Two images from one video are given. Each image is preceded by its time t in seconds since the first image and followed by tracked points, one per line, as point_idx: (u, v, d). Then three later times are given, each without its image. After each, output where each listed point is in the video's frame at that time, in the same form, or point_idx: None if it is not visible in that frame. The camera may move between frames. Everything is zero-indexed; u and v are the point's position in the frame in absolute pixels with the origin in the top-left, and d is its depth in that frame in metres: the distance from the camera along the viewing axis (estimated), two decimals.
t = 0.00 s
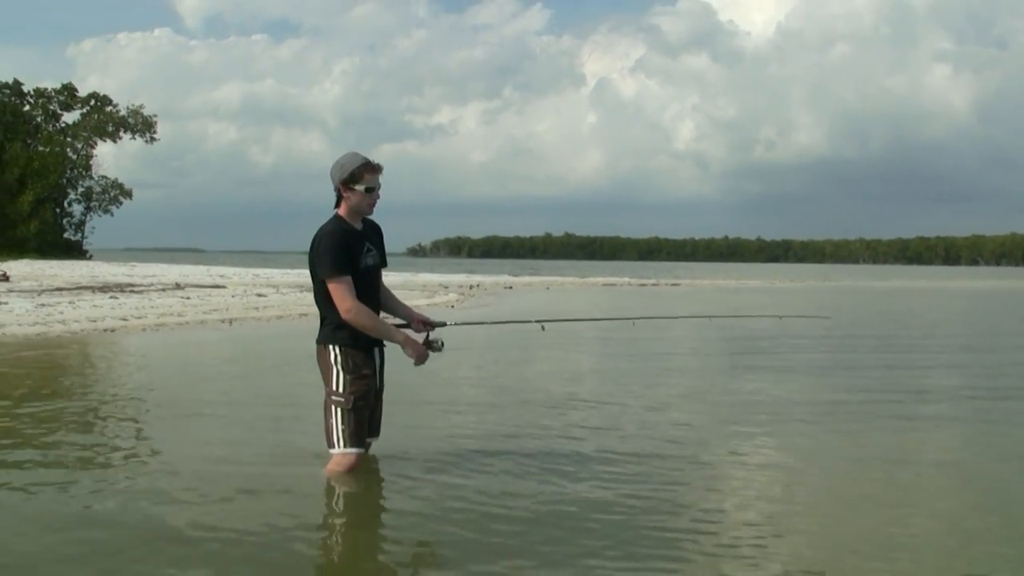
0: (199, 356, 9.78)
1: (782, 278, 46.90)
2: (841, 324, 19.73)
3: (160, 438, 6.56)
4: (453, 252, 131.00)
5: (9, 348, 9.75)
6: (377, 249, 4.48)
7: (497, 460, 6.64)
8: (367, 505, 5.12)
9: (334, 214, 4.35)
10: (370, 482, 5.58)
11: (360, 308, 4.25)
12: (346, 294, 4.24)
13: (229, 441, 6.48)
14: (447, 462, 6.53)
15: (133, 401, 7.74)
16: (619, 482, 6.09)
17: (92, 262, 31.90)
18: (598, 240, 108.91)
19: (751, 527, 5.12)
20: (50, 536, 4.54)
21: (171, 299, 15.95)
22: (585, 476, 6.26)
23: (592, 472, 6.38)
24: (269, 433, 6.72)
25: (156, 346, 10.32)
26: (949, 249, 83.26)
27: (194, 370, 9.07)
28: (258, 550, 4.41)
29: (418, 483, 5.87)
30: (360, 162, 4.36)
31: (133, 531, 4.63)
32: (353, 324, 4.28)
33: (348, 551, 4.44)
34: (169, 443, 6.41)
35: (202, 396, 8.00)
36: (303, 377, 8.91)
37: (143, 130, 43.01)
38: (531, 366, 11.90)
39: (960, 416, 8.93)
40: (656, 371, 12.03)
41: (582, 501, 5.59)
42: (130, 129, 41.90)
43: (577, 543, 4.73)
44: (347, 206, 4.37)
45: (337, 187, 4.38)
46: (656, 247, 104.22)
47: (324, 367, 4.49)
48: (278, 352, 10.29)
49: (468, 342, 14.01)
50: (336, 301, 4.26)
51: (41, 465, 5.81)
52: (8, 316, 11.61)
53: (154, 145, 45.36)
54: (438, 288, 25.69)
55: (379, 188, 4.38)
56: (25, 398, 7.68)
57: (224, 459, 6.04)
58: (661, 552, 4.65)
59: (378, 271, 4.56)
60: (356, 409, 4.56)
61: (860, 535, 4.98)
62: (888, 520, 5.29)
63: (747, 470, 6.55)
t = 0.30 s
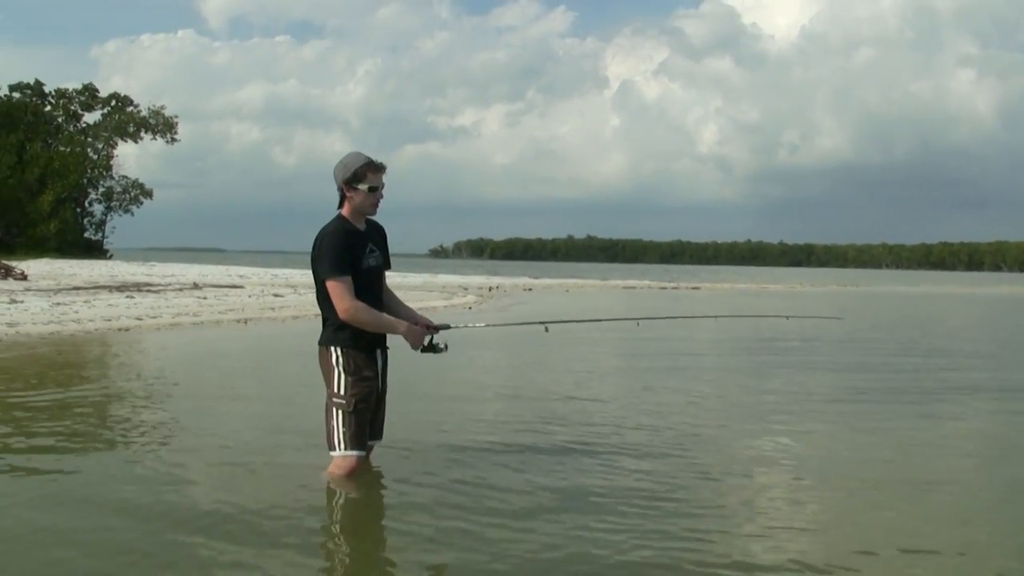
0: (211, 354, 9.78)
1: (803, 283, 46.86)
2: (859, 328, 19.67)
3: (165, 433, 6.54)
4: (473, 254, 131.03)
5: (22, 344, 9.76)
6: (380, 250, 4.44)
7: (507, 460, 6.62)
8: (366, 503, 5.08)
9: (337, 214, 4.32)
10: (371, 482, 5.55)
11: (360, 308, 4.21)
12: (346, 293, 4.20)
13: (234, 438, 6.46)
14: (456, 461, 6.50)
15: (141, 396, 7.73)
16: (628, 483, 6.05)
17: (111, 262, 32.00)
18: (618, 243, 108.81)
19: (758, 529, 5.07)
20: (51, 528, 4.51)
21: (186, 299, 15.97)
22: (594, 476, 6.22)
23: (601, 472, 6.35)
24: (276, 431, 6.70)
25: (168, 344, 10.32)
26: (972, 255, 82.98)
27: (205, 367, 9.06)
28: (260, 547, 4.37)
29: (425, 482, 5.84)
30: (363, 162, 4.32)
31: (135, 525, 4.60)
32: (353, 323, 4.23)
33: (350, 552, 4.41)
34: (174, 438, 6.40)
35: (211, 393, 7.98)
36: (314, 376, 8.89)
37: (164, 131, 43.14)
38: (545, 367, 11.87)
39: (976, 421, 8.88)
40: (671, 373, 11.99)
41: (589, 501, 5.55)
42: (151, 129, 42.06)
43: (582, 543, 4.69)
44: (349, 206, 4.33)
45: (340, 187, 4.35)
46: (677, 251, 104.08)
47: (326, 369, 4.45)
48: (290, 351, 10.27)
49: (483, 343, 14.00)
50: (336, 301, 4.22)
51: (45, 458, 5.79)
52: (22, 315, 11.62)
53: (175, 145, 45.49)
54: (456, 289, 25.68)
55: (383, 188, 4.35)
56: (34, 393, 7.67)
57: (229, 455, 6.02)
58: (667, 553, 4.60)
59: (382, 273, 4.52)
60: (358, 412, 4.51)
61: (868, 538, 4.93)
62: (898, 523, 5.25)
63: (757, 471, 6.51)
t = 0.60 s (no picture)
0: (217, 352, 9.77)
1: (819, 287, 46.76)
2: (873, 333, 19.60)
3: (165, 430, 6.51)
4: (488, 255, 131.12)
5: (28, 341, 9.76)
6: (378, 250, 4.41)
7: (511, 461, 6.58)
8: (363, 503, 5.05)
9: (335, 214, 4.28)
10: (370, 482, 5.51)
11: (362, 306, 4.17)
12: (348, 292, 4.16)
13: (234, 436, 6.43)
14: (459, 462, 6.47)
15: (144, 392, 7.71)
16: (632, 486, 6.02)
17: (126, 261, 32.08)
18: (633, 245, 108.81)
19: (761, 534, 5.03)
20: (47, 528, 4.48)
21: (196, 297, 15.97)
22: (598, 479, 6.18)
23: (604, 475, 6.31)
24: (278, 429, 6.67)
25: (175, 341, 10.31)
26: (988, 261, 82.71)
27: (210, 364, 9.04)
28: (257, 548, 4.34)
29: (427, 483, 5.81)
30: (361, 160, 4.30)
31: (132, 525, 4.57)
32: (355, 323, 4.20)
33: (346, 551, 4.38)
34: (175, 436, 6.37)
35: (215, 390, 7.96)
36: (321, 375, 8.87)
37: (179, 130, 43.24)
38: (554, 369, 11.84)
39: (985, 427, 8.82)
40: (680, 375, 11.95)
41: (592, 504, 5.51)
42: (166, 128, 42.18)
43: (582, 548, 4.66)
44: (348, 205, 4.30)
45: (338, 187, 4.32)
46: (693, 254, 103.93)
47: (324, 369, 4.40)
48: (299, 350, 10.26)
49: (492, 343, 13.97)
50: (337, 300, 4.18)
51: (44, 456, 5.77)
52: (32, 312, 11.63)
53: (190, 144, 45.60)
54: (469, 290, 25.66)
55: (381, 186, 4.32)
56: (40, 388, 7.67)
57: (230, 454, 6.00)
58: (668, 559, 4.56)
59: (380, 273, 4.48)
60: (357, 412, 4.46)
61: (872, 546, 4.88)
62: (904, 530, 5.20)
63: (763, 477, 6.47)
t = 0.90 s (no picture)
0: (222, 352, 9.76)
1: (832, 285, 46.63)
2: (884, 330, 19.52)
3: (167, 430, 6.50)
4: (501, 254, 131.25)
5: (32, 341, 9.77)
6: (377, 249, 4.38)
7: (515, 458, 6.55)
8: (361, 502, 5.02)
9: (334, 211, 4.26)
10: (370, 482, 5.49)
11: (360, 305, 4.13)
12: (346, 289, 4.13)
13: (235, 436, 6.41)
14: (463, 460, 6.44)
15: (146, 393, 7.69)
16: (636, 484, 5.98)
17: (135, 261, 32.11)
18: (644, 244, 108.78)
19: (766, 531, 4.99)
20: (45, 528, 4.47)
21: (203, 297, 15.97)
22: (602, 476, 6.15)
23: (608, 472, 6.28)
24: (280, 429, 6.65)
25: (179, 341, 10.31)
26: (1001, 258, 82.52)
27: (215, 364, 9.03)
28: (255, 548, 4.31)
29: (430, 480, 5.78)
30: (361, 157, 4.28)
31: (131, 525, 4.55)
32: (352, 321, 4.16)
33: (343, 551, 4.35)
34: (175, 437, 6.35)
35: (218, 390, 7.94)
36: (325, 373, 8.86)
37: (189, 131, 43.30)
38: (562, 366, 11.81)
39: (994, 424, 8.78)
40: (687, 372, 11.92)
41: (595, 502, 5.48)
42: (175, 129, 42.26)
43: (584, 546, 4.62)
44: (347, 202, 4.28)
45: (337, 184, 4.30)
46: (705, 252, 103.79)
47: (321, 369, 4.37)
48: (304, 348, 10.24)
49: (500, 341, 13.94)
50: (335, 298, 4.14)
51: (44, 458, 5.76)
52: (38, 313, 11.64)
53: (200, 144, 45.63)
54: (479, 290, 25.64)
55: (381, 183, 4.31)
56: (44, 387, 7.67)
57: (232, 454, 5.97)
58: (671, 556, 4.53)
59: (379, 272, 4.45)
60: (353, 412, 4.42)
61: (877, 543, 4.84)
62: (910, 527, 5.16)
63: (769, 473, 6.43)
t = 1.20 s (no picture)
0: (220, 354, 9.77)
1: (834, 284, 46.62)
2: (886, 327, 19.51)
3: (165, 432, 6.52)
4: (503, 255, 131.26)
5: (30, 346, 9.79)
6: (371, 249, 4.38)
7: (513, 458, 6.57)
8: (356, 503, 5.02)
9: (328, 211, 4.26)
10: (365, 482, 5.49)
11: (357, 305, 4.13)
12: (342, 290, 4.12)
13: (232, 437, 6.42)
14: (462, 460, 6.44)
15: (143, 396, 7.70)
16: (635, 482, 5.99)
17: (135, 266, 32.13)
18: (646, 244, 108.79)
19: (763, 528, 5.00)
20: (43, 531, 4.48)
21: (203, 300, 15.98)
22: (600, 474, 6.15)
23: (606, 471, 6.28)
24: (278, 430, 6.65)
25: (179, 344, 10.33)
26: (1002, 254, 82.53)
27: (213, 367, 9.04)
28: (255, 550, 4.32)
29: (428, 481, 5.78)
30: (353, 156, 4.28)
31: (128, 526, 4.56)
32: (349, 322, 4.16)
33: (338, 551, 4.37)
34: (171, 438, 6.36)
35: (215, 391, 7.94)
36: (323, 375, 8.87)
37: (190, 134, 43.33)
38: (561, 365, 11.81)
39: (992, 420, 8.79)
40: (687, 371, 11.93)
41: (594, 500, 5.49)
42: (176, 132, 42.30)
43: (581, 543, 4.63)
44: (340, 203, 4.28)
45: (330, 184, 4.30)
46: (707, 250, 103.72)
47: (315, 370, 4.37)
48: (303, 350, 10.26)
49: (500, 341, 13.95)
50: (332, 299, 4.14)
51: (42, 460, 5.77)
52: (37, 318, 11.65)
53: (201, 147, 45.68)
54: (480, 290, 25.66)
55: (373, 183, 4.31)
56: (41, 391, 7.68)
57: (230, 456, 5.98)
58: (669, 553, 4.53)
59: (374, 273, 4.44)
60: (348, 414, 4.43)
61: (876, 539, 4.84)
62: (912, 524, 5.16)
63: (769, 471, 6.43)
